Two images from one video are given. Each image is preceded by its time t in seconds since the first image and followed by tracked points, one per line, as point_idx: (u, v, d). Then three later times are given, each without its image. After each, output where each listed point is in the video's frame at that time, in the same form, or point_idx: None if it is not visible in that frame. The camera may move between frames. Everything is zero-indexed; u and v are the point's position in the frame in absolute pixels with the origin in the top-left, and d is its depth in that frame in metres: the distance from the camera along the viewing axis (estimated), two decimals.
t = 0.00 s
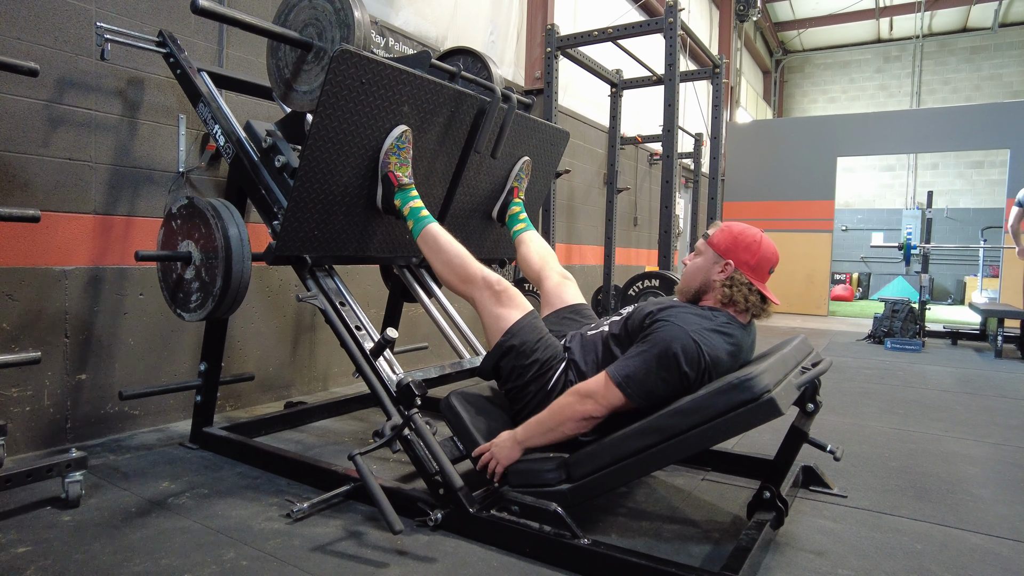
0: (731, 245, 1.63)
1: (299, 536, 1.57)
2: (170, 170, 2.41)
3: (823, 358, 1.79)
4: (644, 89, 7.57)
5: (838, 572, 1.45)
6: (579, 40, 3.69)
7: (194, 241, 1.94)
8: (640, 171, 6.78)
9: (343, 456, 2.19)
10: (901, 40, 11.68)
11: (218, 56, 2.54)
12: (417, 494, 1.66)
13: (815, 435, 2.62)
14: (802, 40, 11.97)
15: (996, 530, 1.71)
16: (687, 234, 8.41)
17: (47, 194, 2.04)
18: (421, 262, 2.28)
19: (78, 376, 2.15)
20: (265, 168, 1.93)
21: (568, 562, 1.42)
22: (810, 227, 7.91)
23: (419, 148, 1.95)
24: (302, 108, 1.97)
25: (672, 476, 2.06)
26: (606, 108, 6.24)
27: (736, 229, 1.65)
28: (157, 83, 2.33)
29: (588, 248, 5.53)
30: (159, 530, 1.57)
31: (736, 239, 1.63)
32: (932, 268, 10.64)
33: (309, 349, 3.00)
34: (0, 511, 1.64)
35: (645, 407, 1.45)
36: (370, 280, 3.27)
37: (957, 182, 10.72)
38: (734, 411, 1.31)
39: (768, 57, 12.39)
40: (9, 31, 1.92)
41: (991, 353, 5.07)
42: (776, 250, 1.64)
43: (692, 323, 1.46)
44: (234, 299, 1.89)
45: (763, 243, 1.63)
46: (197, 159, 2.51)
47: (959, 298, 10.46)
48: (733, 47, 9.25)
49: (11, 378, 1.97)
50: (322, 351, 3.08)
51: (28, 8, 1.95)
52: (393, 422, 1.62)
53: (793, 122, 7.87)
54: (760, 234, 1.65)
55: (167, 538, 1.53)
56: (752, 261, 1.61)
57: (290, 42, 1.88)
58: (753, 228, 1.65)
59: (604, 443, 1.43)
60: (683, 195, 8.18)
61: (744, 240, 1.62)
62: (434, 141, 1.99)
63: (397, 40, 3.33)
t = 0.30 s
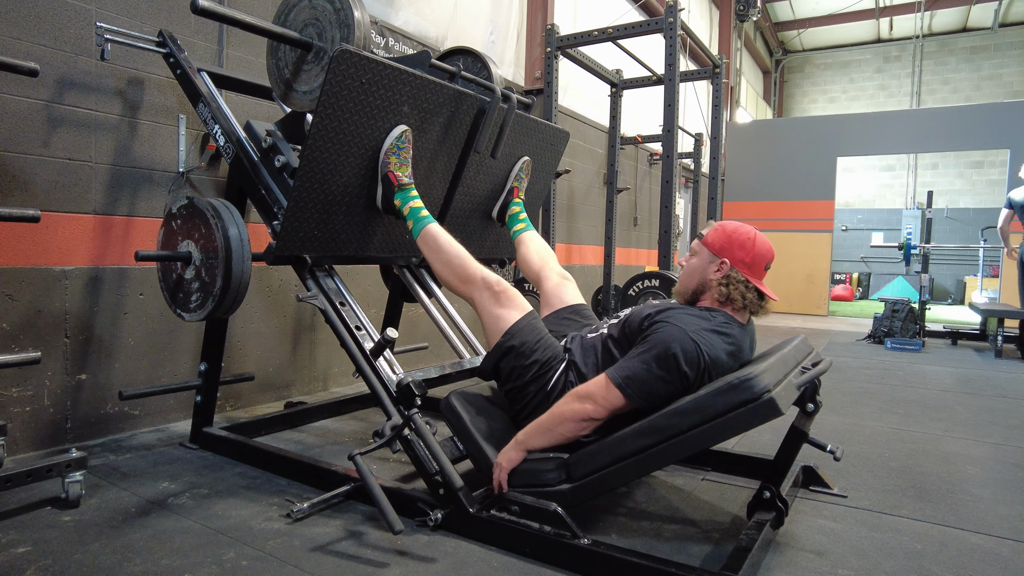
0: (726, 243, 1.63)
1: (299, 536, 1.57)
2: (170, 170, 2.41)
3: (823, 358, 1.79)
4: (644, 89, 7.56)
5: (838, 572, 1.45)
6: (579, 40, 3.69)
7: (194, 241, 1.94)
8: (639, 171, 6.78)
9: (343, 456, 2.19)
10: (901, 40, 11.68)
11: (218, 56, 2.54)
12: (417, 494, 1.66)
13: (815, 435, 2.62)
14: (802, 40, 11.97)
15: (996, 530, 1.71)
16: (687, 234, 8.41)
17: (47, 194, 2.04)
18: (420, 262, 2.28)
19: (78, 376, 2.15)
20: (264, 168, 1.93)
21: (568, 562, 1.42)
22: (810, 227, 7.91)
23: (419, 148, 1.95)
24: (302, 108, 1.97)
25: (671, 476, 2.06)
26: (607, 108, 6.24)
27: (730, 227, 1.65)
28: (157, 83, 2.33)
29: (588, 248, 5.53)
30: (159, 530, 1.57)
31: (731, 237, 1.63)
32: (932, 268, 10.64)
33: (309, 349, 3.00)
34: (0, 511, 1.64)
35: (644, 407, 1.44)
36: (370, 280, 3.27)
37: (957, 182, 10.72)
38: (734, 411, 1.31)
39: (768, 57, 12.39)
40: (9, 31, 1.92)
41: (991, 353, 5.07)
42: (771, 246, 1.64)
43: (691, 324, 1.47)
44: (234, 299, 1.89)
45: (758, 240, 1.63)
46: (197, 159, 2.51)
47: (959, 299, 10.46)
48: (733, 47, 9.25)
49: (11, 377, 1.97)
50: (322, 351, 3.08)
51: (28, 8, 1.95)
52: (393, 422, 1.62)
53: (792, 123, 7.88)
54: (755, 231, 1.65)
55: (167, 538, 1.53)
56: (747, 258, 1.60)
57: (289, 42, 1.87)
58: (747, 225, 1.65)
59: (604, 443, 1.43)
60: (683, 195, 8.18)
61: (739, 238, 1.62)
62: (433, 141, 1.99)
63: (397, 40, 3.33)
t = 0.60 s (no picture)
0: (725, 243, 1.63)
1: (299, 536, 1.57)
2: (170, 171, 2.41)
3: (823, 358, 1.79)
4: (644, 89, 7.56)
5: (838, 572, 1.45)
6: (579, 40, 3.69)
7: (194, 241, 1.94)
8: (639, 171, 6.78)
9: (343, 456, 2.19)
10: (901, 40, 11.68)
11: (218, 56, 2.54)
12: (417, 493, 1.66)
13: (815, 435, 2.62)
14: (802, 40, 11.97)
15: (996, 530, 1.71)
16: (687, 234, 8.41)
17: (47, 194, 2.04)
18: (421, 262, 2.28)
19: (78, 376, 2.15)
20: (264, 168, 1.93)
21: (568, 562, 1.42)
22: (810, 227, 7.91)
23: (419, 148, 1.95)
24: (302, 108, 1.97)
25: (671, 476, 2.06)
26: (607, 108, 6.24)
27: (729, 227, 1.65)
28: (157, 83, 2.33)
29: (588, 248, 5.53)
30: (159, 530, 1.57)
31: (730, 237, 1.63)
32: (932, 268, 10.64)
33: (309, 349, 3.00)
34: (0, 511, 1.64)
35: (641, 405, 1.44)
36: (370, 280, 3.28)
37: (957, 182, 10.72)
38: (734, 411, 1.31)
39: (768, 57, 12.40)
40: (9, 31, 1.92)
41: (991, 353, 5.07)
42: (770, 245, 1.64)
43: (689, 324, 1.47)
44: (234, 299, 1.89)
45: (757, 239, 1.63)
46: (197, 159, 2.51)
47: (958, 298, 10.46)
48: (733, 46, 9.25)
49: (11, 378, 1.97)
50: (322, 351, 3.08)
51: (29, 8, 1.95)
52: (393, 422, 1.62)
53: (792, 123, 7.88)
54: (754, 230, 1.65)
55: (167, 538, 1.53)
56: (747, 258, 1.60)
57: (290, 42, 1.87)
58: (746, 225, 1.65)
59: (603, 443, 1.43)
60: (683, 195, 8.18)
61: (738, 238, 1.62)
62: (434, 141, 1.99)
63: (397, 40, 3.33)
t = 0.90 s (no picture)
0: (723, 242, 1.63)
1: (298, 536, 1.57)
2: (170, 171, 2.41)
3: (823, 358, 1.79)
4: (644, 89, 7.56)
5: (838, 572, 1.45)
6: (579, 40, 3.69)
7: (194, 241, 1.93)
8: (639, 171, 6.78)
9: (343, 456, 2.19)
10: (901, 40, 11.68)
11: (218, 56, 2.54)
12: (417, 493, 1.66)
13: (815, 435, 2.62)
14: (802, 39, 11.97)
15: (997, 530, 1.71)
16: (687, 235, 8.42)
17: (46, 194, 2.04)
18: (421, 262, 2.28)
19: (78, 376, 2.15)
20: (265, 168, 1.93)
21: (568, 562, 1.42)
22: (810, 227, 7.91)
23: (419, 149, 1.95)
24: (302, 108, 1.97)
25: (671, 476, 2.06)
26: (607, 108, 6.24)
27: (728, 226, 1.65)
28: (157, 83, 2.33)
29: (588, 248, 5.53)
30: (159, 530, 1.57)
31: (728, 236, 1.63)
32: (932, 268, 10.64)
33: (309, 349, 3.00)
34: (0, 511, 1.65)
35: (644, 408, 1.44)
36: (370, 280, 3.28)
37: (957, 182, 10.72)
38: (733, 412, 1.31)
39: (768, 57, 12.40)
40: (9, 31, 1.92)
41: (991, 353, 5.07)
42: (769, 245, 1.64)
43: (690, 324, 1.46)
44: (234, 299, 1.89)
45: (756, 239, 1.63)
46: (197, 159, 2.51)
47: (958, 299, 10.46)
48: (733, 47, 9.25)
49: (11, 378, 1.97)
50: (322, 351, 3.08)
51: (29, 8, 1.95)
52: (393, 422, 1.62)
53: (792, 123, 7.87)
54: (753, 230, 1.65)
55: (167, 538, 1.53)
56: (745, 258, 1.60)
57: (290, 42, 1.87)
58: (744, 224, 1.65)
59: (603, 442, 1.43)
60: (683, 195, 8.19)
61: (737, 238, 1.62)
62: (434, 141, 1.99)
63: (397, 40, 3.33)
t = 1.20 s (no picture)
0: (727, 243, 1.63)
1: (299, 536, 1.57)
2: (170, 171, 2.41)
3: (823, 358, 1.79)
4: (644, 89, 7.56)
5: (838, 572, 1.45)
6: (579, 40, 3.69)
7: (194, 241, 1.94)
8: (639, 171, 6.78)
9: (343, 456, 2.19)
10: (901, 40, 11.68)
11: (218, 56, 2.54)
12: (417, 493, 1.66)
13: (815, 435, 2.62)
14: (802, 40, 11.97)
15: (997, 530, 1.71)
16: (687, 235, 8.42)
17: (47, 194, 2.04)
18: (421, 263, 2.29)
19: (78, 376, 2.15)
20: (265, 169, 1.93)
21: (568, 562, 1.42)
22: (810, 227, 7.91)
23: (419, 149, 1.94)
24: (302, 109, 1.97)
25: (671, 476, 2.06)
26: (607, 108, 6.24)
27: (731, 227, 1.65)
28: (156, 83, 2.33)
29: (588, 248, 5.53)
30: (159, 530, 1.57)
31: (732, 237, 1.63)
32: (932, 268, 10.64)
33: (309, 349, 3.00)
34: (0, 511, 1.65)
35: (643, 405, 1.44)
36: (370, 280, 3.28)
37: (957, 182, 10.72)
38: (733, 411, 1.31)
39: (768, 57, 12.40)
40: (9, 31, 1.92)
41: (991, 353, 5.07)
42: (772, 246, 1.64)
43: (691, 323, 1.46)
44: (234, 299, 1.89)
45: (759, 240, 1.63)
46: (197, 159, 2.51)
47: (959, 299, 10.45)
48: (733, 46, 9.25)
49: (11, 378, 1.97)
50: (322, 351, 3.08)
51: (29, 9, 1.96)
52: (393, 422, 1.62)
53: (792, 122, 7.87)
54: (756, 231, 1.65)
55: (167, 538, 1.53)
56: (748, 259, 1.60)
57: (290, 43, 1.87)
58: (748, 226, 1.65)
59: (603, 442, 1.43)
60: (683, 195, 8.19)
61: (740, 239, 1.62)
62: (434, 142, 1.99)
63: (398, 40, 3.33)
